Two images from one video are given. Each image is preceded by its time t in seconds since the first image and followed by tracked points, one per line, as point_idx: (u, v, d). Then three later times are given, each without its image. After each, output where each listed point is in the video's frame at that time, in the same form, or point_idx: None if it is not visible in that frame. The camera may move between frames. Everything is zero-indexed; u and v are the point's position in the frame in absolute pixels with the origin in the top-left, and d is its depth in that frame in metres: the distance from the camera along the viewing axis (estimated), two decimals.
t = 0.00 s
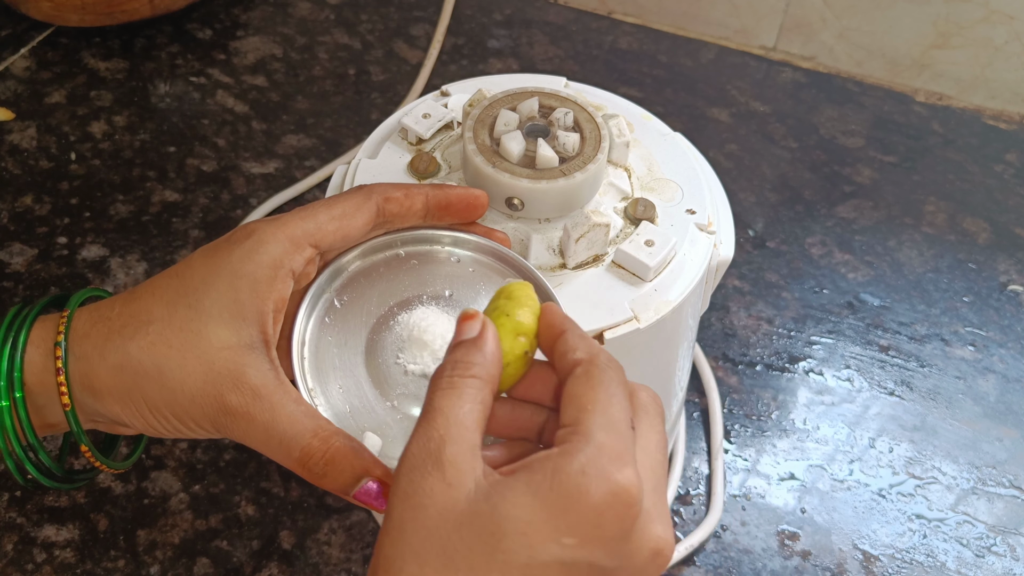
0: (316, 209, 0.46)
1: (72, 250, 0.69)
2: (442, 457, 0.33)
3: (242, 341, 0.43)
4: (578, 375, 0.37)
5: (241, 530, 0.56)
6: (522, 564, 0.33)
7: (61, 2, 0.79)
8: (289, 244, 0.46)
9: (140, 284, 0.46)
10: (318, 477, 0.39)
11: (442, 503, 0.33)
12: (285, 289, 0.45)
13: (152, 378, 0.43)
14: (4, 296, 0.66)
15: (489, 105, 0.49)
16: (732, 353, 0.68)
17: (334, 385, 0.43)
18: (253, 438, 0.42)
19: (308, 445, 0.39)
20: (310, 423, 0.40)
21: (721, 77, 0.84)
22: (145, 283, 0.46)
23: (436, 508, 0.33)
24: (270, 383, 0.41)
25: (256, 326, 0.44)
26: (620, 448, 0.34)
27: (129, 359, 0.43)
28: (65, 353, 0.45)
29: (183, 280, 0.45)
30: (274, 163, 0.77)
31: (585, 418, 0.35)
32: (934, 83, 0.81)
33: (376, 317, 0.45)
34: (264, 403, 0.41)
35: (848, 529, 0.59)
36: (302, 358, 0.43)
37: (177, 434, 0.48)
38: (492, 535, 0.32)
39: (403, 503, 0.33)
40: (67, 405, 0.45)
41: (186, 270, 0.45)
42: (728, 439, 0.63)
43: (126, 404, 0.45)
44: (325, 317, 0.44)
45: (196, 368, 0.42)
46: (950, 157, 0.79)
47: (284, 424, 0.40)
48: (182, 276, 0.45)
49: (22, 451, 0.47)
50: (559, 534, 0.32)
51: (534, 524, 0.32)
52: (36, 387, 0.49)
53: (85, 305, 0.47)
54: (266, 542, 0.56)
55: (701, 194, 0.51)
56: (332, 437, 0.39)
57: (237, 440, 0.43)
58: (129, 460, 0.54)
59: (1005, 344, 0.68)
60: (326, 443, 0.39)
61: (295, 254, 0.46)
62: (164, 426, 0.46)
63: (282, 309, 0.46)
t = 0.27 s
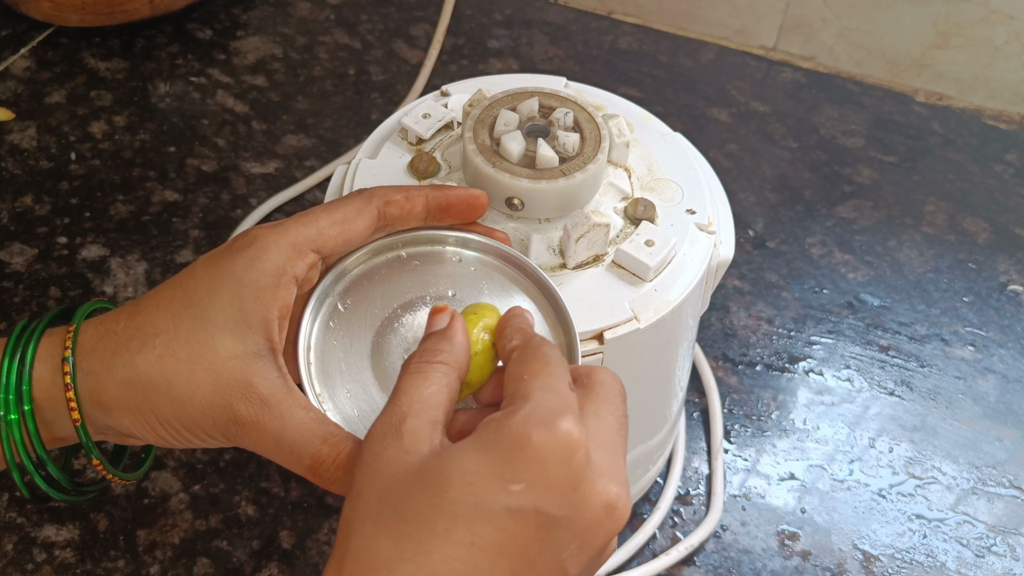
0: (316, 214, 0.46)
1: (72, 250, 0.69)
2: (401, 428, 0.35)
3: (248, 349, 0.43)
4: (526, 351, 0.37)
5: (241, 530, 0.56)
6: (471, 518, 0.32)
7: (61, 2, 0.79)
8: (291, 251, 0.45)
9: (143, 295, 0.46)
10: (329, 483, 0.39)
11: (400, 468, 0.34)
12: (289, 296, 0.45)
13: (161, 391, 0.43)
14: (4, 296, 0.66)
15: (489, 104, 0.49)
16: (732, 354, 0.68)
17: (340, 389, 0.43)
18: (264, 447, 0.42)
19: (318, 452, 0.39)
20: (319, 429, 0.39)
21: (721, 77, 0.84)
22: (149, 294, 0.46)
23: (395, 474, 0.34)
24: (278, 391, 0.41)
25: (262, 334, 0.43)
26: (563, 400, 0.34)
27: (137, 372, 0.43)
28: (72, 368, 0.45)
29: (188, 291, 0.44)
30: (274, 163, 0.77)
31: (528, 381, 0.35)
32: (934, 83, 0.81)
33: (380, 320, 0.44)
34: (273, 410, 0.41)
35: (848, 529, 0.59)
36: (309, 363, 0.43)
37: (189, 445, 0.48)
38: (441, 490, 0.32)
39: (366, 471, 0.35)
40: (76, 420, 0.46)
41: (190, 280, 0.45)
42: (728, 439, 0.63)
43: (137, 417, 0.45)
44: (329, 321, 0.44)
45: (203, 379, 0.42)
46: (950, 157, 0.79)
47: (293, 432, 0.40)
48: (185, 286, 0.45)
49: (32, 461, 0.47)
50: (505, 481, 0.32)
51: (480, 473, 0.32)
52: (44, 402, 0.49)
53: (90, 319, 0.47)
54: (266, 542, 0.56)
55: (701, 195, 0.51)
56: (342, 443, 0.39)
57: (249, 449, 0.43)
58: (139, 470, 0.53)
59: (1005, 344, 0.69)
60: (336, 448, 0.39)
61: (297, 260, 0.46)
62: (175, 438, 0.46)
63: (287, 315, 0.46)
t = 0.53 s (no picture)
0: (315, 218, 0.46)
1: (72, 250, 0.69)
2: (444, 437, 0.34)
3: (249, 354, 0.43)
4: (571, 366, 0.37)
5: (241, 530, 0.56)
6: (508, 536, 0.32)
7: (61, 2, 0.79)
8: (291, 255, 0.45)
9: (144, 300, 0.46)
10: (333, 486, 0.39)
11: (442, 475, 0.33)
12: (290, 300, 0.45)
13: (164, 397, 0.43)
14: (4, 296, 0.66)
15: (490, 105, 0.49)
16: (733, 354, 0.68)
17: (342, 393, 0.43)
18: (267, 451, 0.42)
19: (321, 455, 0.39)
20: (321, 432, 0.40)
21: (721, 77, 0.84)
22: (150, 300, 0.46)
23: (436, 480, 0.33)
24: (280, 396, 0.41)
25: (262, 339, 0.43)
26: (607, 428, 0.34)
27: (140, 378, 0.43)
28: (75, 374, 0.45)
29: (189, 296, 0.44)
30: (274, 163, 0.77)
31: (575, 403, 0.35)
32: (933, 83, 0.81)
33: (381, 322, 0.45)
34: (276, 415, 0.41)
35: (848, 529, 0.59)
36: (309, 366, 0.42)
37: (192, 450, 0.48)
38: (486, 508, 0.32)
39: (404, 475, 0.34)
40: (80, 426, 0.45)
41: (190, 285, 0.45)
42: (728, 439, 0.63)
43: (142, 423, 0.45)
44: (330, 324, 0.44)
45: (205, 384, 0.42)
46: (950, 157, 0.79)
47: (296, 436, 0.40)
48: (186, 292, 0.44)
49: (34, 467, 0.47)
50: (547, 506, 0.32)
51: (523, 494, 0.32)
52: (48, 408, 0.48)
53: (92, 325, 0.47)
54: (266, 542, 0.56)
55: (701, 194, 0.51)
56: (344, 445, 0.39)
57: (252, 454, 0.43)
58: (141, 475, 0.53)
59: (1005, 344, 0.69)
60: (338, 451, 0.39)
61: (297, 264, 0.46)
62: (179, 443, 0.46)
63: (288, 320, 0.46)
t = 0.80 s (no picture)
0: (315, 224, 0.46)
1: (72, 250, 0.69)
2: (409, 411, 0.35)
3: (253, 363, 0.43)
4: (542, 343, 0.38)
5: (241, 530, 0.56)
6: (471, 493, 0.32)
7: (61, 2, 0.79)
8: (292, 262, 0.45)
9: (146, 309, 0.46)
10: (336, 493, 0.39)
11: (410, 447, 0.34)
12: (292, 307, 0.45)
13: (169, 407, 0.43)
14: (4, 296, 0.67)
15: (490, 105, 0.49)
16: (733, 354, 0.68)
17: (345, 399, 0.43)
18: (272, 459, 0.42)
19: (325, 463, 0.39)
20: (325, 440, 0.40)
21: (721, 77, 0.84)
22: (152, 308, 0.46)
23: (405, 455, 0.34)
24: (283, 404, 0.41)
25: (265, 347, 0.44)
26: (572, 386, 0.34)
27: (144, 388, 0.43)
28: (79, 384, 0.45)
29: (191, 305, 0.44)
30: (274, 163, 0.77)
31: (540, 367, 0.35)
32: (934, 83, 0.81)
33: (382, 326, 0.44)
34: (280, 424, 0.41)
35: (849, 529, 0.59)
36: (312, 372, 0.42)
37: (196, 457, 0.48)
38: (452, 466, 0.32)
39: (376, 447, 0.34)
40: (85, 436, 0.46)
41: (192, 294, 0.45)
42: (728, 439, 0.63)
43: (147, 433, 0.45)
44: (332, 328, 0.44)
45: (209, 394, 0.42)
46: (950, 158, 0.79)
47: (300, 445, 0.40)
48: (188, 301, 0.44)
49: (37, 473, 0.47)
50: (507, 458, 0.32)
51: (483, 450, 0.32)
52: (52, 417, 0.48)
53: (95, 334, 0.47)
54: (266, 542, 0.56)
55: (701, 194, 0.51)
56: (348, 452, 0.39)
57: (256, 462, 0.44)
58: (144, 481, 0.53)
59: (1005, 344, 0.69)
60: (342, 459, 0.39)
61: (298, 271, 0.45)
62: (183, 451, 0.47)
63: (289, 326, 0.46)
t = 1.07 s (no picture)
0: (317, 224, 0.46)
1: (72, 250, 0.69)
2: (405, 425, 0.35)
3: (256, 364, 0.43)
4: (540, 354, 0.37)
5: (241, 530, 0.56)
6: (467, 515, 0.32)
7: (61, 2, 0.79)
8: (294, 263, 0.45)
9: (147, 310, 0.46)
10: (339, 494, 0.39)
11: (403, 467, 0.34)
12: (294, 308, 0.45)
13: (172, 409, 0.43)
14: (4, 296, 0.66)
15: (490, 105, 0.49)
16: (733, 354, 0.68)
17: (348, 399, 0.43)
18: (275, 460, 0.42)
19: (328, 464, 0.39)
20: (328, 441, 0.39)
21: (721, 77, 0.84)
22: (153, 310, 0.46)
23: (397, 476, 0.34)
24: (286, 405, 0.41)
25: (268, 347, 0.44)
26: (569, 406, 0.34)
27: (147, 391, 0.43)
28: (82, 387, 0.45)
29: (193, 306, 0.44)
30: (274, 163, 0.77)
31: (538, 385, 0.35)
32: (934, 83, 0.81)
33: (384, 325, 0.44)
34: (283, 425, 0.41)
35: (849, 529, 0.59)
36: (314, 372, 0.42)
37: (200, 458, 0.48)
38: (449, 491, 0.32)
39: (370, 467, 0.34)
40: (88, 438, 0.46)
41: (193, 295, 0.45)
42: (728, 439, 0.63)
43: (150, 435, 0.45)
44: (333, 328, 0.44)
45: (213, 395, 0.42)
46: (950, 158, 0.79)
47: (303, 445, 0.40)
48: (190, 301, 0.44)
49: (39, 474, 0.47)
50: (505, 482, 0.32)
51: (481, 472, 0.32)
52: (55, 421, 0.48)
53: (96, 335, 0.47)
54: (266, 542, 0.56)
55: (701, 194, 0.51)
56: (351, 453, 0.39)
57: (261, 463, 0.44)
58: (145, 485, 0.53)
59: (1005, 344, 0.69)
60: (345, 459, 0.39)
61: (300, 271, 0.45)
62: (186, 453, 0.46)
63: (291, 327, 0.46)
